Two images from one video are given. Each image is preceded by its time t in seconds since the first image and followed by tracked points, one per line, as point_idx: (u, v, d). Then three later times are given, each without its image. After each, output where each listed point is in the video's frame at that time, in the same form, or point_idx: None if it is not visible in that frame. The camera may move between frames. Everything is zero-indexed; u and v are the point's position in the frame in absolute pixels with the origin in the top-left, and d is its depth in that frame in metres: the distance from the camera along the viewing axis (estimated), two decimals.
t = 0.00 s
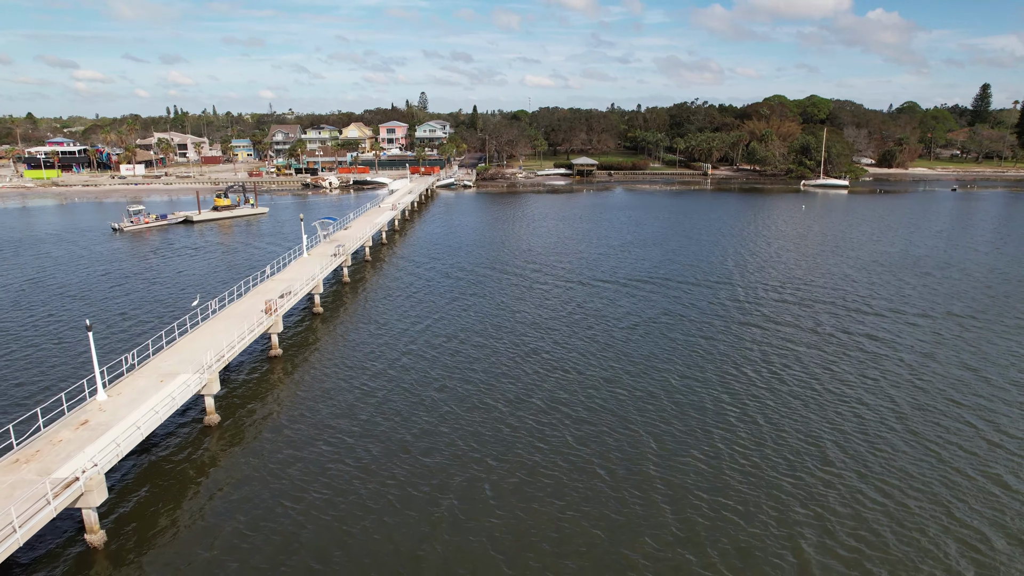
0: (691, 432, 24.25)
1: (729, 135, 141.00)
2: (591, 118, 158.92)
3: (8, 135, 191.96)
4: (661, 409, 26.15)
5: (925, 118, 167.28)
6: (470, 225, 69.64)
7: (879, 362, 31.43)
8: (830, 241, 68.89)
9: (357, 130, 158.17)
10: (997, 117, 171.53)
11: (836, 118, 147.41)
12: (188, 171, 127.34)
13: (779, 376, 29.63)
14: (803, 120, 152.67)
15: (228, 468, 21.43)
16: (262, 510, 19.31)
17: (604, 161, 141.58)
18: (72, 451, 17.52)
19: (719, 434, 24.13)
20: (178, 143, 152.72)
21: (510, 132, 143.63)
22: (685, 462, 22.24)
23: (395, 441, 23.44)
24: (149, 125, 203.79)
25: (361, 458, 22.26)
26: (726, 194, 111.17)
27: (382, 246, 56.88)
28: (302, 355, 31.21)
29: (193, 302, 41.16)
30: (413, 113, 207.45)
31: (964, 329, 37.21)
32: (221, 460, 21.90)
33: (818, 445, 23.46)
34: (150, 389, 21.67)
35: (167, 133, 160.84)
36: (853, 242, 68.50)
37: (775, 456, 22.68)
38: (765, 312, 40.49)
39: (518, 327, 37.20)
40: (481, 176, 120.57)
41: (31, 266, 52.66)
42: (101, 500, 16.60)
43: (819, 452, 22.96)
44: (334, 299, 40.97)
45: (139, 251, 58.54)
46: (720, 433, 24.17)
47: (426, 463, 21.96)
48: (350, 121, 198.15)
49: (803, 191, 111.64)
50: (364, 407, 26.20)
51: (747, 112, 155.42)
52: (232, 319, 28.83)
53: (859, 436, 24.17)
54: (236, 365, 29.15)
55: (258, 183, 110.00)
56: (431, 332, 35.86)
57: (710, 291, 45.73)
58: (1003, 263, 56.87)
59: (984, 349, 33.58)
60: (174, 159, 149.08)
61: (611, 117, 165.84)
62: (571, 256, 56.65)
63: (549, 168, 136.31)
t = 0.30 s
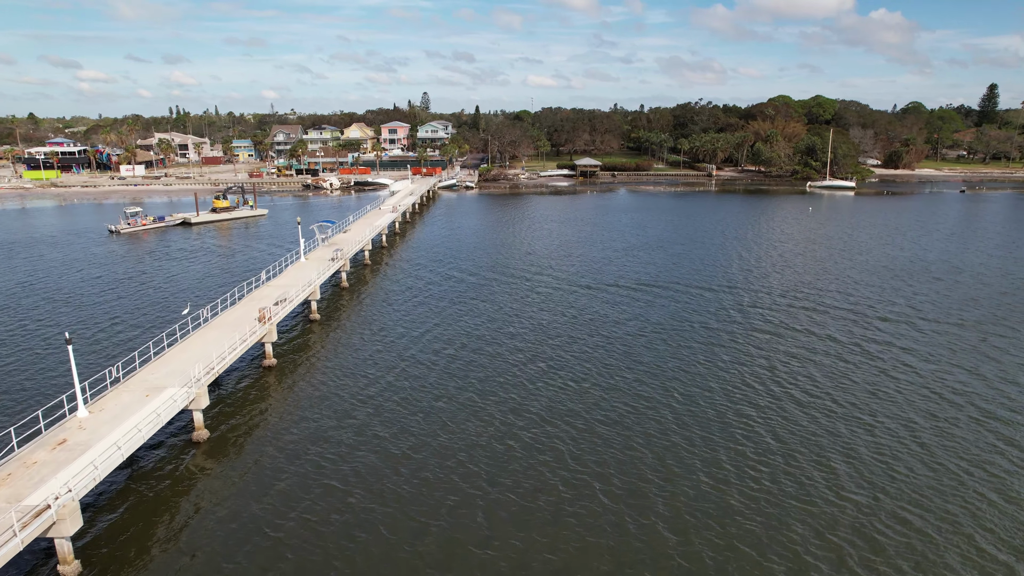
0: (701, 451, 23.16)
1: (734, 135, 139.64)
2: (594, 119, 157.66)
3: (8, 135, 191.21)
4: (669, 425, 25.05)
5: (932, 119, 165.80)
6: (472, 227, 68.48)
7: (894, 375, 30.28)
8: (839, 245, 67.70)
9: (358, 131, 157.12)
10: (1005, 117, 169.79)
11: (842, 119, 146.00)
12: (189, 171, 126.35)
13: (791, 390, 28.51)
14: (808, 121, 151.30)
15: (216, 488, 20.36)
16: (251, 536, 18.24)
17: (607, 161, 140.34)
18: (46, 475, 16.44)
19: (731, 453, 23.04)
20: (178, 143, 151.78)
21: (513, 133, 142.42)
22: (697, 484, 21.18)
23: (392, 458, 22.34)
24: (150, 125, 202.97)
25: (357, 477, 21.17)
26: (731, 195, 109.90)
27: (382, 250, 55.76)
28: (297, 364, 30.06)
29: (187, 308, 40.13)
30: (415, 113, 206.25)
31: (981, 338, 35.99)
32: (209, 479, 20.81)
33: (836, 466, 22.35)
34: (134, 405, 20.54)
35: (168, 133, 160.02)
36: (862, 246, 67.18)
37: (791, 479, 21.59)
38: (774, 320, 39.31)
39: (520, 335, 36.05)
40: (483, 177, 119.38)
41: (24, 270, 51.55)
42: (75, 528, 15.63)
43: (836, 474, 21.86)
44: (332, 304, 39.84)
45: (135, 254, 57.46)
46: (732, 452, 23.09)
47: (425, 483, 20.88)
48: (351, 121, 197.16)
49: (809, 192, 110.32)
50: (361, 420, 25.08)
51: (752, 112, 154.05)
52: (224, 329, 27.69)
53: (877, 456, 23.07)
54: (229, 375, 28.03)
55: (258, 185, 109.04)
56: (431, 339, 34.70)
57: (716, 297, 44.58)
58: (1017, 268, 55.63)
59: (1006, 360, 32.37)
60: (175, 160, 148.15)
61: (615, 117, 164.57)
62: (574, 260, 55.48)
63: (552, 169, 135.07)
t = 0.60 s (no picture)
0: (722, 473, 21.98)
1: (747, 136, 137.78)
2: (605, 119, 156.25)
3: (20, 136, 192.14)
4: (688, 444, 23.88)
5: (949, 120, 163.23)
6: (482, 230, 67.38)
7: (922, 390, 28.90)
8: (856, 249, 66.19)
9: (367, 131, 156.67)
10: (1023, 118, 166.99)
11: (857, 120, 143.70)
12: (198, 172, 126.15)
13: (814, 406, 27.24)
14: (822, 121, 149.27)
15: (212, 508, 19.45)
16: (246, 563, 17.33)
17: (618, 162, 138.91)
18: (28, 499, 15.49)
19: (754, 476, 21.84)
20: (188, 144, 151.81)
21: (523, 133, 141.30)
22: (718, 510, 20.02)
23: (395, 478, 21.30)
24: (160, 126, 203.36)
25: (359, 499, 20.14)
26: (744, 197, 108.18)
27: (390, 253, 54.91)
28: (301, 374, 29.10)
29: (191, 314, 39.34)
30: (425, 113, 205.96)
31: (1011, 350, 34.46)
32: (205, 499, 19.87)
33: (867, 492, 21.11)
34: (126, 422, 19.56)
35: (178, 134, 160.16)
36: (881, 250, 65.42)
37: (818, 506, 20.40)
38: (794, 329, 37.93)
39: (530, 343, 34.91)
40: (492, 178, 118.37)
41: (28, 273, 51.04)
42: (55, 559, 14.86)
43: (866, 501, 20.64)
44: (338, 311, 38.87)
45: (140, 256, 56.84)
46: (754, 475, 21.92)
47: (429, 505, 19.86)
48: (361, 121, 196.81)
49: (824, 194, 108.55)
50: (364, 435, 24.06)
51: (765, 112, 152.18)
52: (224, 338, 26.73)
53: (909, 480, 21.83)
54: (230, 386, 27.12)
55: (267, 186, 108.52)
56: (438, 347, 33.62)
57: (733, 304, 43.19)
58: None
59: None
60: (185, 160, 148.10)
61: (626, 117, 163.11)
62: (586, 265, 54.24)
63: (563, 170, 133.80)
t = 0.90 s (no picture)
0: (746, 501, 20.64)
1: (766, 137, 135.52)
2: (621, 120, 154.65)
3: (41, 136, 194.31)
4: (710, 466, 22.52)
5: (975, 120, 159.55)
6: (495, 233, 66.23)
7: (957, 409, 27.29)
8: (880, 253, 64.29)
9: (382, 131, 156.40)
10: None
11: (879, 120, 140.58)
12: (213, 172, 126.43)
13: (843, 424, 25.82)
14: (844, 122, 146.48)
15: (210, 529, 18.58)
16: None
17: (634, 163, 137.29)
18: (12, 524, 14.66)
19: (781, 505, 20.51)
20: (204, 143, 152.39)
21: (539, 134, 140.15)
22: (743, 544, 18.74)
23: (400, 499, 20.21)
24: (178, 125, 204.61)
25: (361, 523, 19.02)
26: (763, 199, 106.01)
27: (403, 256, 54.09)
28: (308, 383, 28.15)
29: (199, 318, 38.63)
30: (441, 113, 205.39)
31: None
32: (204, 518, 19.01)
33: (904, 524, 19.71)
34: (123, 437, 18.66)
35: (195, 134, 160.88)
36: (908, 255, 63.20)
37: (849, 537, 19.16)
38: (819, 340, 36.31)
39: (542, 353, 33.67)
40: (507, 179, 117.37)
41: (40, 273, 50.82)
42: None
43: (902, 533, 19.29)
44: (349, 317, 37.92)
45: (152, 257, 56.49)
46: (781, 500, 20.69)
47: (437, 529, 18.87)
48: (376, 121, 196.70)
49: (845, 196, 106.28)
50: (369, 450, 22.99)
51: (785, 113, 149.76)
52: (229, 346, 25.88)
53: (951, 511, 20.38)
54: (234, 396, 26.22)
55: (281, 186, 108.24)
56: (449, 356, 32.51)
57: (753, 313, 41.60)
58: None
59: None
60: (200, 160, 148.63)
61: (642, 118, 161.39)
62: (601, 270, 52.82)
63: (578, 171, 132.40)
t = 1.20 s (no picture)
0: (772, 532, 19.35)
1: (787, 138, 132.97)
2: (639, 120, 152.75)
3: (63, 137, 196.73)
4: (733, 491, 21.22)
5: (1003, 121, 155.44)
6: (510, 235, 65.11)
7: (997, 429, 25.68)
8: (908, 259, 62.15)
9: (398, 132, 155.95)
10: None
11: (903, 121, 137.19)
12: (230, 172, 126.63)
13: (875, 446, 24.37)
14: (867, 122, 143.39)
15: (208, 553, 17.63)
16: None
17: (652, 164, 135.41)
18: None
19: (810, 536, 19.21)
20: (221, 143, 152.90)
21: (556, 134, 138.85)
22: None
23: (406, 523, 19.13)
24: (196, 125, 206.03)
25: (363, 548, 18.00)
26: (784, 201, 103.93)
27: (417, 259, 53.19)
28: (315, 393, 27.19)
29: (208, 322, 37.98)
30: (457, 113, 204.56)
31: None
32: (202, 540, 18.07)
33: (942, 561, 18.39)
34: (119, 455, 17.73)
35: (212, 134, 161.54)
36: (937, 261, 60.89)
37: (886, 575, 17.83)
38: (846, 352, 34.72)
39: (556, 363, 32.43)
40: (523, 180, 116.19)
41: (53, 274, 50.51)
42: None
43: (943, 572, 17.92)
44: (360, 322, 36.96)
45: (165, 258, 56.05)
46: (810, 532, 19.38)
47: (445, 556, 17.84)
48: (393, 121, 196.36)
49: (869, 198, 103.82)
50: (374, 467, 21.95)
51: (806, 113, 146.96)
52: (236, 355, 25.04)
53: (995, 547, 18.95)
54: (240, 406, 25.33)
55: (297, 186, 108.05)
56: (460, 365, 31.40)
57: (776, 322, 40.06)
58: None
59: None
60: (218, 160, 149.34)
61: (661, 118, 159.34)
62: (617, 276, 51.45)
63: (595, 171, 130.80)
